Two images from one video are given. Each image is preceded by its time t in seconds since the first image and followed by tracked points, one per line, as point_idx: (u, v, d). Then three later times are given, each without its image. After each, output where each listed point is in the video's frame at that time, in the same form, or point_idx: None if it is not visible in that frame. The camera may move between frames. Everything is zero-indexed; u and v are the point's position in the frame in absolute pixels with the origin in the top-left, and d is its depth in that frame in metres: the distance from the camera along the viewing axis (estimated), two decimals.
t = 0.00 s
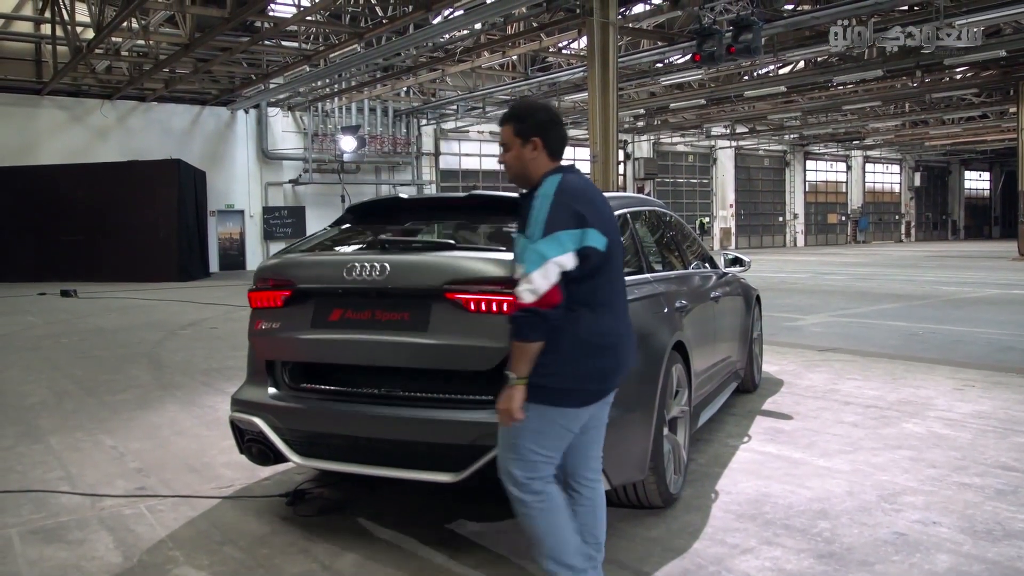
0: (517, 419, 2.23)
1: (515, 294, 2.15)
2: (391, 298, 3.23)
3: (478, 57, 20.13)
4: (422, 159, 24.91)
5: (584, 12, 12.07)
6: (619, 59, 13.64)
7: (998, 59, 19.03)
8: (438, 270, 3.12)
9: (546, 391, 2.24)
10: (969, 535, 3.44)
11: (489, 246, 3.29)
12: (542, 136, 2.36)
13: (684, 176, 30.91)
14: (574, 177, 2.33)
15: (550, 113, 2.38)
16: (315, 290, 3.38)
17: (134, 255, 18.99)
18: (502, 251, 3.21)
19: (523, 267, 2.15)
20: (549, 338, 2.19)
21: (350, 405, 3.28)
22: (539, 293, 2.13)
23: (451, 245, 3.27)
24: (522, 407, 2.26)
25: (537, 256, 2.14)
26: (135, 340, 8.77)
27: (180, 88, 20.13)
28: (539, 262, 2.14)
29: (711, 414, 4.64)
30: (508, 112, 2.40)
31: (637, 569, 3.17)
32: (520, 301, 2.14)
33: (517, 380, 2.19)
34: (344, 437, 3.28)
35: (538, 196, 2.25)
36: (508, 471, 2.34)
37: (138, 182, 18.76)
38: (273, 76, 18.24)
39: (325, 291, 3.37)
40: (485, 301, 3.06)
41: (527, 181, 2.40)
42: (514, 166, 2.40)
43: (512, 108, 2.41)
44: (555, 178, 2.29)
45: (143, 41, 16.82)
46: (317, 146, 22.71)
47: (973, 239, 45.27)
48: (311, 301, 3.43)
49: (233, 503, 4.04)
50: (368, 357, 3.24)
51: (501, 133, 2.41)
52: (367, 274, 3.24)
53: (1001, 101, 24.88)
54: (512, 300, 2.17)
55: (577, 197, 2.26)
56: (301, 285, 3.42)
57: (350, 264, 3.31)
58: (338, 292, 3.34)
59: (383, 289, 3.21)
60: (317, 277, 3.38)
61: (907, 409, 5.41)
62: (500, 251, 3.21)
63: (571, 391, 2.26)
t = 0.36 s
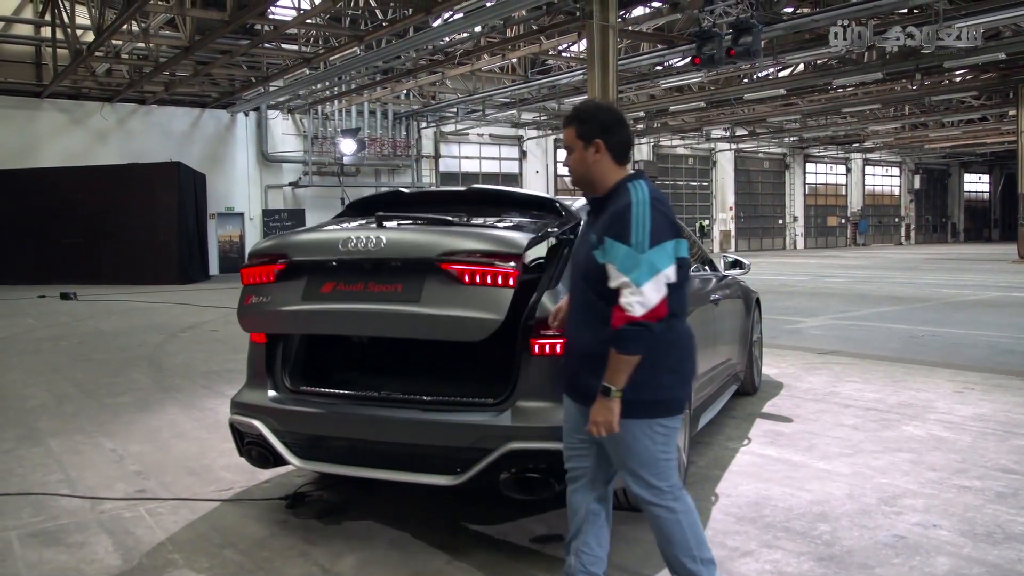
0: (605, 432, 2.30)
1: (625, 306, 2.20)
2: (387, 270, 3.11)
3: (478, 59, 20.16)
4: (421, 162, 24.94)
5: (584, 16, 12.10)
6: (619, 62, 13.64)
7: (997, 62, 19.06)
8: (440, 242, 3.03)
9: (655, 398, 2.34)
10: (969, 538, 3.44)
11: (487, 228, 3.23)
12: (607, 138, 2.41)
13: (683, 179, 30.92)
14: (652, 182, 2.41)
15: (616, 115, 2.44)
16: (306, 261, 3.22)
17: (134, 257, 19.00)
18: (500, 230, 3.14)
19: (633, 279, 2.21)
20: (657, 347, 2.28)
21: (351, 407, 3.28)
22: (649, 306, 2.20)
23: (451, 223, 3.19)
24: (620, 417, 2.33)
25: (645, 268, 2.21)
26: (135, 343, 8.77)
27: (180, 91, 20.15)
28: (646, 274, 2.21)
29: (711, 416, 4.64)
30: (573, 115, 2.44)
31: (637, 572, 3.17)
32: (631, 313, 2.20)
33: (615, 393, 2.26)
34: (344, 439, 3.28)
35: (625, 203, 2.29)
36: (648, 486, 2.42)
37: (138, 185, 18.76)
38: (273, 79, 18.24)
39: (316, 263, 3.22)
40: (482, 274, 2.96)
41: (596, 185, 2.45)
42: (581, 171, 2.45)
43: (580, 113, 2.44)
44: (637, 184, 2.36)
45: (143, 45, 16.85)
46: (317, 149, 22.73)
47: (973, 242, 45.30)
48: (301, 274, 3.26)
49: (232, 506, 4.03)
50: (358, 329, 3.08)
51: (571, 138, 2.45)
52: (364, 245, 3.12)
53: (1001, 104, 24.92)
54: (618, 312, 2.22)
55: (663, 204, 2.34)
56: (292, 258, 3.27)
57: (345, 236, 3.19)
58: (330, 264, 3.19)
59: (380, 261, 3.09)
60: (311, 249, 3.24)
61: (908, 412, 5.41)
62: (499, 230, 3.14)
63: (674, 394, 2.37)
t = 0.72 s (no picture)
0: (689, 443, 2.34)
1: (700, 316, 2.23)
2: (384, 245, 3.04)
3: (477, 61, 20.17)
4: (421, 164, 24.94)
5: (584, 18, 12.10)
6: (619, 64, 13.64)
7: (996, 64, 19.10)
8: (438, 215, 2.96)
9: (716, 400, 2.41)
10: (969, 540, 3.43)
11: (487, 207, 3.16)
12: (657, 141, 2.42)
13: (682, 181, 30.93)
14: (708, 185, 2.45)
15: (667, 117, 2.45)
16: (302, 234, 3.15)
17: (133, 260, 19.02)
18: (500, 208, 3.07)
19: (707, 289, 2.23)
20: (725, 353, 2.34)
21: (353, 411, 3.27)
22: (723, 315, 2.24)
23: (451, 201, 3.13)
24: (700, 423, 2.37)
25: (719, 277, 2.24)
26: (133, 345, 8.76)
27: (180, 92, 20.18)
28: (720, 283, 2.24)
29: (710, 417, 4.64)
30: (624, 119, 2.44)
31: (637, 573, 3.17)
32: (707, 324, 2.23)
33: (695, 403, 2.30)
34: (343, 441, 3.27)
35: (689, 210, 2.33)
36: (687, 483, 2.47)
37: (137, 187, 18.74)
38: (272, 81, 18.25)
39: (313, 238, 3.15)
40: (478, 246, 2.86)
41: (649, 190, 2.47)
42: (635, 175, 2.47)
43: (633, 117, 2.44)
44: (696, 189, 2.39)
45: (143, 46, 16.85)
46: (316, 150, 22.73)
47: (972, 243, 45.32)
48: (297, 249, 3.19)
49: (232, 508, 4.03)
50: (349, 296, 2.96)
51: (624, 143, 2.45)
52: (364, 218, 3.08)
53: (1000, 106, 24.96)
54: (692, 322, 2.25)
55: (726, 211, 2.38)
56: (288, 229, 3.18)
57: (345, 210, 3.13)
58: (326, 237, 3.12)
59: (377, 232, 3.02)
60: (308, 223, 3.17)
61: (907, 414, 5.41)
62: (497, 208, 3.06)
63: (732, 394, 2.45)
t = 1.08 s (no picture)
0: (691, 437, 2.34)
1: (704, 310, 2.22)
2: (379, 218, 2.97)
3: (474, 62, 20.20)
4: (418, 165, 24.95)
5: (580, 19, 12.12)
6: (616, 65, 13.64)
7: (991, 66, 19.16)
8: (433, 188, 2.89)
9: (719, 398, 2.41)
10: (965, 540, 3.44)
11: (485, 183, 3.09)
12: (665, 140, 2.42)
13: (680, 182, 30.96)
14: (714, 184, 2.45)
15: (674, 116, 2.45)
16: (295, 208, 3.08)
17: (129, 262, 19.01)
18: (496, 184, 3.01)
19: (711, 283, 2.23)
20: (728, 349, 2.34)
21: (351, 414, 3.26)
22: (727, 309, 2.23)
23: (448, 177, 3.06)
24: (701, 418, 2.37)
25: (723, 273, 2.25)
26: (130, 346, 8.74)
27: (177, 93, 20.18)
28: (724, 278, 2.24)
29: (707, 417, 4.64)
30: (633, 118, 2.44)
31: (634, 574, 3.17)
32: (711, 317, 2.21)
33: (698, 397, 2.28)
34: (339, 443, 3.26)
35: (696, 207, 2.33)
36: (688, 482, 2.47)
37: (134, 189, 18.72)
38: (269, 82, 18.27)
39: (307, 212, 3.09)
40: (471, 219, 2.79)
41: (657, 189, 2.47)
42: (641, 173, 2.47)
43: (640, 115, 2.45)
44: (703, 187, 2.40)
45: (140, 47, 16.84)
46: (314, 151, 22.72)
47: (968, 244, 45.44)
48: (292, 224, 3.13)
49: (229, 510, 4.02)
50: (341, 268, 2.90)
51: (630, 142, 2.46)
52: (358, 192, 3.01)
53: (996, 107, 25.03)
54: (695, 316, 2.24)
55: (732, 208, 2.38)
56: (283, 204, 3.12)
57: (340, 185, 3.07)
58: (321, 211, 3.06)
59: (372, 206, 2.96)
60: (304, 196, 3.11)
61: (903, 415, 5.41)
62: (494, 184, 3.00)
63: (735, 392, 2.44)
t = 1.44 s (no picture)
0: (644, 420, 2.37)
1: (682, 306, 2.22)
2: (377, 192, 2.95)
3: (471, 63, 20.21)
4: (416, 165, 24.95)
5: (578, 19, 12.12)
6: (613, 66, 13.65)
7: (988, 66, 19.20)
8: (431, 163, 2.88)
9: (714, 395, 2.41)
10: (962, 540, 3.45)
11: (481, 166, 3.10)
12: (658, 141, 2.42)
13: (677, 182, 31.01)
14: (708, 182, 2.44)
15: (668, 117, 2.44)
16: (291, 179, 3.04)
17: (127, 262, 19.01)
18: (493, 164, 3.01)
19: (692, 280, 2.24)
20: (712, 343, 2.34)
21: (349, 413, 3.26)
22: (705, 307, 2.23)
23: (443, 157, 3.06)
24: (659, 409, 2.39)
25: (705, 270, 2.25)
26: (126, 347, 8.73)
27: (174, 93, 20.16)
28: (706, 276, 2.24)
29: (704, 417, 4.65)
30: (626, 119, 2.44)
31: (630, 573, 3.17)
32: (687, 314, 2.21)
33: (662, 385, 2.30)
34: (337, 443, 3.26)
35: (688, 205, 2.34)
36: (686, 480, 2.47)
37: (131, 188, 18.71)
38: (267, 83, 18.26)
39: (303, 185, 3.05)
40: (469, 192, 2.78)
41: (652, 190, 2.48)
42: (634, 174, 2.48)
43: (633, 116, 2.45)
44: (697, 185, 2.40)
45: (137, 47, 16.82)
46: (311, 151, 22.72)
47: (965, 244, 45.57)
48: (288, 200, 3.08)
49: (226, 510, 4.02)
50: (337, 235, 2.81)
51: (622, 143, 2.47)
52: (357, 166, 3.00)
53: (994, 108, 25.07)
54: (674, 312, 2.24)
55: (724, 206, 2.37)
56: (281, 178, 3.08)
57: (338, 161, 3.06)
58: (318, 184, 3.03)
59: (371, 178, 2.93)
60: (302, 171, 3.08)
61: (900, 415, 5.42)
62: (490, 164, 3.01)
63: (730, 391, 2.44)
